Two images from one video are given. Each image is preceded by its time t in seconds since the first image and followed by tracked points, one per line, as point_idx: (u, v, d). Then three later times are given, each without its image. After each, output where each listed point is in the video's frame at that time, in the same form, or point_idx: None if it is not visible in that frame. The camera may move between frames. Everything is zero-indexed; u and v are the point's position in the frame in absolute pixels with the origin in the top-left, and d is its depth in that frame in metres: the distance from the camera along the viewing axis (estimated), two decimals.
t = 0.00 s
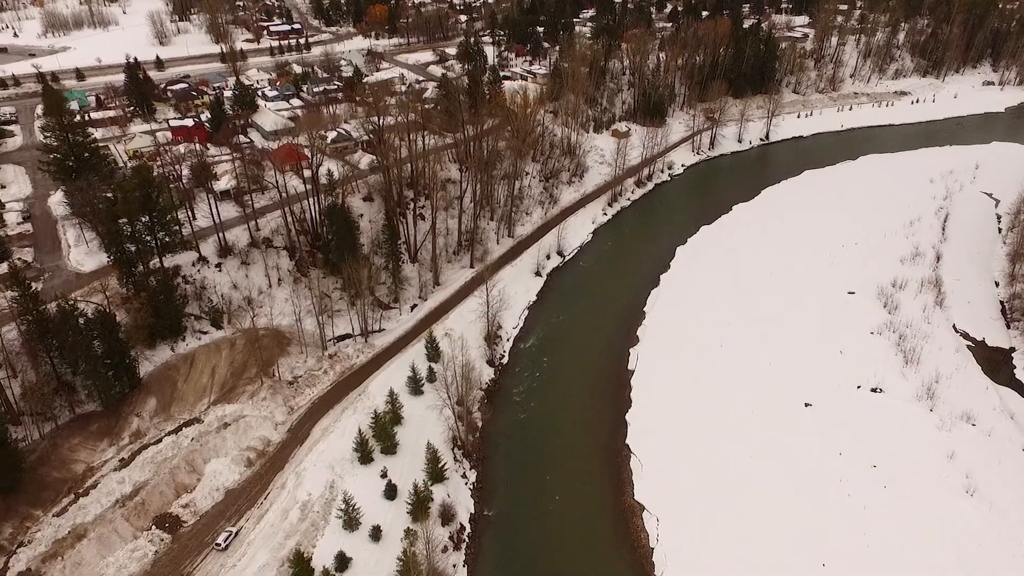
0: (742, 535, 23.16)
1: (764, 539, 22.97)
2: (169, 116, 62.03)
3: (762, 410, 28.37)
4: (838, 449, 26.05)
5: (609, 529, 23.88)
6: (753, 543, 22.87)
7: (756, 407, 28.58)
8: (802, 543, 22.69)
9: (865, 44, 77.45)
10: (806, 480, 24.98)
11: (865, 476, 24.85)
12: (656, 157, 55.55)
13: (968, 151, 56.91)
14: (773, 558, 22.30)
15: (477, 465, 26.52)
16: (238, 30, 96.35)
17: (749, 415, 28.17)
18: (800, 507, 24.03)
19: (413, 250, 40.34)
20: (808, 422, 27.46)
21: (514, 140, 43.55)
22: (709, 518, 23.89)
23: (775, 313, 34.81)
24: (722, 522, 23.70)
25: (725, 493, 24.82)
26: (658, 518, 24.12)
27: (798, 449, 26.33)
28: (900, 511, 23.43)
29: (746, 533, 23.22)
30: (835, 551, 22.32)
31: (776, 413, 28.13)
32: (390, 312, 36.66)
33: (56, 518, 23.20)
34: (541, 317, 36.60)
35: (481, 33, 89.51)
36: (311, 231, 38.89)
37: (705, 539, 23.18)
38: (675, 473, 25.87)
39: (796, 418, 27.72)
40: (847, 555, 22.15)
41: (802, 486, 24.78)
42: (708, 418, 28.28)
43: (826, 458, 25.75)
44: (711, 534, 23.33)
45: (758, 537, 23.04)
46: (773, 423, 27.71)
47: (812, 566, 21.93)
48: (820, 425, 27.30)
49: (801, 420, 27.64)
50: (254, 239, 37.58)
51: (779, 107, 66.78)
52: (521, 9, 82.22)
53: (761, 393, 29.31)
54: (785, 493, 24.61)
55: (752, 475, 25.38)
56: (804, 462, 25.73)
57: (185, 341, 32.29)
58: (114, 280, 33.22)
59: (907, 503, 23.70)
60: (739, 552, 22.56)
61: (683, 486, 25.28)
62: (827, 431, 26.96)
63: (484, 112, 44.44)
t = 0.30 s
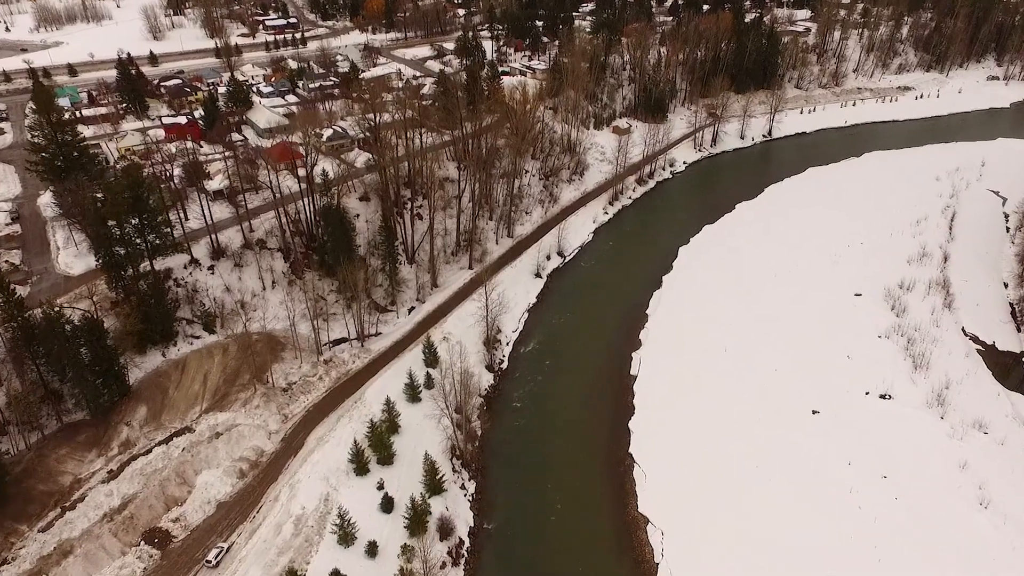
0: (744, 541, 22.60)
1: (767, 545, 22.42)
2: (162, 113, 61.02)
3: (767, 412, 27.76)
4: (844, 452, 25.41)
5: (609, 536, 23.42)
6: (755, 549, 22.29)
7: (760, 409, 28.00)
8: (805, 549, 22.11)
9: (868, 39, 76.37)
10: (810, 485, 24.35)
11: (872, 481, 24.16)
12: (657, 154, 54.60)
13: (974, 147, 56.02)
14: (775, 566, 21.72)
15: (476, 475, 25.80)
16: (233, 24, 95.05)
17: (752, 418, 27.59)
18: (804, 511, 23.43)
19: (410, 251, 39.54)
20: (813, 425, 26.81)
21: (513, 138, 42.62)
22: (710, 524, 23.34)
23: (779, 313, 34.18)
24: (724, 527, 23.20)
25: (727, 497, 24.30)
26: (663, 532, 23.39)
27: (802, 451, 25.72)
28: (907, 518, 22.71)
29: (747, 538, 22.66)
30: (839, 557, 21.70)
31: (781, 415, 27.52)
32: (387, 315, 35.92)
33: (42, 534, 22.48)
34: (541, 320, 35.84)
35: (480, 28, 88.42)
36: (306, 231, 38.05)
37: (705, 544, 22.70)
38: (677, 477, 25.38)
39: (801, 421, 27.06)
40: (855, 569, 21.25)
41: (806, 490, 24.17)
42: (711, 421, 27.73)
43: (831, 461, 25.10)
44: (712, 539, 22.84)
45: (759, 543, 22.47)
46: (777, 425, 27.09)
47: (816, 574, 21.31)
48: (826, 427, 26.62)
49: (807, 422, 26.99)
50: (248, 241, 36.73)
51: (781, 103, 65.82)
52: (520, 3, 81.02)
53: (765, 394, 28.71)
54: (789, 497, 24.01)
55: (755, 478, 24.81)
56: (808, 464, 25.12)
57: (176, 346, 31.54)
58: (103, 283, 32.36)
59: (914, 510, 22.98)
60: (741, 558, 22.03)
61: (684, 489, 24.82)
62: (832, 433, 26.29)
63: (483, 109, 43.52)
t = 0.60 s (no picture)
0: (745, 544, 22.19)
1: (774, 557, 21.68)
2: (157, 110, 60.06)
3: (771, 414, 27.29)
4: (849, 455, 24.91)
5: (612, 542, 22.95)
6: (757, 553, 21.85)
7: (764, 409, 27.55)
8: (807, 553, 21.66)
9: (872, 33, 75.32)
10: (815, 487, 23.85)
11: (878, 486, 23.60)
12: (660, 152, 53.67)
13: (981, 145, 55.10)
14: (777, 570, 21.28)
15: (475, 487, 25.05)
16: (229, 19, 93.80)
17: (757, 419, 27.13)
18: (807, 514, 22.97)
19: (408, 252, 38.78)
20: (819, 426, 26.30)
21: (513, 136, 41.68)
22: (712, 527, 22.87)
23: (784, 313, 33.67)
24: (725, 528, 22.80)
25: (729, 498, 23.88)
26: (668, 547, 22.54)
27: (807, 452, 25.25)
28: (915, 525, 22.10)
29: (749, 542, 22.24)
30: (842, 564, 21.20)
31: (785, 416, 27.06)
32: (385, 319, 35.21)
33: (26, 551, 21.77)
34: (543, 324, 35.05)
35: (479, 22, 87.33)
36: (301, 232, 37.22)
37: (706, 545, 22.33)
38: (679, 478, 24.98)
39: (806, 423, 26.57)
40: None
41: (811, 492, 23.69)
42: (714, 422, 27.31)
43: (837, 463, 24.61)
44: (712, 540, 22.46)
45: (761, 547, 22.04)
46: (781, 426, 26.64)
47: None
48: (832, 429, 26.12)
49: (812, 423, 26.50)
50: (242, 243, 35.88)
51: (786, 99, 64.80)
52: None
53: (770, 395, 28.27)
54: (792, 500, 23.54)
55: (759, 480, 24.37)
56: (813, 466, 24.64)
57: (168, 352, 30.84)
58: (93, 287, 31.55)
59: (923, 518, 22.36)
60: (741, 561, 21.63)
61: (686, 489, 24.46)
62: (838, 436, 25.77)
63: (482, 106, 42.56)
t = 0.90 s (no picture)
0: (744, 546, 21.93)
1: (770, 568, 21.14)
2: (132, 110, 58.41)
3: (769, 413, 27.01)
4: (847, 454, 24.62)
5: (608, 542, 22.83)
6: (756, 556, 21.57)
7: (761, 409, 27.27)
8: (807, 554, 21.41)
9: (858, 27, 75.13)
10: (810, 491, 23.49)
11: (876, 485, 23.33)
12: (647, 149, 53.03)
13: (967, 139, 55.04)
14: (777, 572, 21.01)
15: (463, 501, 24.32)
16: (207, 15, 91.67)
17: (754, 419, 26.84)
18: (806, 514, 22.74)
19: (391, 256, 37.82)
20: (816, 426, 26.01)
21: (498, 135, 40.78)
22: (710, 530, 22.59)
23: (778, 310, 33.42)
24: (723, 530, 22.56)
25: (727, 500, 23.61)
26: (662, 561, 21.91)
27: (804, 452, 24.99)
28: (914, 525, 21.78)
29: (749, 543, 21.98)
30: (842, 565, 20.94)
31: (782, 415, 26.80)
32: (368, 325, 34.27)
33: None
34: (530, 329, 34.31)
35: (463, 17, 86.18)
36: (281, 237, 36.11)
37: (706, 547, 22.09)
38: (676, 479, 24.73)
39: (804, 422, 26.30)
40: None
41: (809, 493, 23.46)
42: (712, 422, 27.01)
43: (835, 462, 24.36)
44: (711, 542, 22.21)
45: (760, 548, 21.81)
46: (779, 426, 26.34)
47: None
48: (829, 428, 25.83)
49: (809, 423, 26.20)
50: (219, 249, 34.73)
51: (773, 94, 64.37)
52: None
53: (766, 394, 27.98)
54: (791, 501, 23.29)
55: (756, 481, 24.13)
56: (811, 466, 24.39)
57: (143, 365, 29.75)
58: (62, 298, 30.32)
59: (920, 522, 21.93)
60: (741, 564, 21.34)
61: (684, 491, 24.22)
62: (835, 436, 25.47)
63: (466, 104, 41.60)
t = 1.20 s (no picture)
0: (740, 545, 21.96)
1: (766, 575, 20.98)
2: (97, 112, 56.30)
3: (762, 413, 27.14)
4: (841, 454, 24.84)
5: (602, 546, 22.71)
6: (752, 555, 21.60)
7: (755, 408, 27.40)
8: (802, 553, 21.51)
9: (835, 20, 75.33)
10: (805, 496, 23.39)
11: (870, 485, 23.56)
12: (628, 146, 52.40)
13: (946, 132, 55.47)
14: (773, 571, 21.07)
15: (449, 519, 23.56)
16: (175, 11, 89.03)
17: (747, 419, 26.94)
18: (801, 513, 22.86)
19: (370, 261, 36.86)
20: (809, 426, 26.21)
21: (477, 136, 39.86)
22: (706, 530, 22.57)
23: (768, 307, 33.56)
24: (718, 530, 22.55)
25: (722, 500, 23.62)
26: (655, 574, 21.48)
27: (798, 451, 25.15)
28: (909, 533, 21.76)
29: (744, 542, 22.02)
30: (836, 564, 21.08)
31: (776, 415, 26.96)
32: (347, 334, 33.31)
33: None
34: (514, 335, 33.62)
35: (440, 12, 84.75)
36: (255, 244, 34.89)
37: (702, 546, 22.05)
38: (671, 479, 24.69)
39: (797, 422, 26.47)
40: None
41: (803, 491, 23.58)
42: (706, 421, 27.05)
43: (829, 461, 24.56)
44: (707, 542, 22.16)
45: (755, 557, 21.52)
46: (772, 425, 26.51)
47: None
48: (822, 428, 26.07)
49: (803, 423, 26.39)
50: (190, 257, 33.36)
51: (752, 88, 64.17)
52: None
53: (759, 394, 28.11)
54: (786, 500, 23.39)
55: (750, 480, 24.21)
56: (805, 465, 24.55)
57: (111, 382, 28.40)
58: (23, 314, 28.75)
59: (915, 530, 21.89)
60: (737, 564, 21.35)
61: (679, 490, 24.17)
62: (828, 436, 25.70)
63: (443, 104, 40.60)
